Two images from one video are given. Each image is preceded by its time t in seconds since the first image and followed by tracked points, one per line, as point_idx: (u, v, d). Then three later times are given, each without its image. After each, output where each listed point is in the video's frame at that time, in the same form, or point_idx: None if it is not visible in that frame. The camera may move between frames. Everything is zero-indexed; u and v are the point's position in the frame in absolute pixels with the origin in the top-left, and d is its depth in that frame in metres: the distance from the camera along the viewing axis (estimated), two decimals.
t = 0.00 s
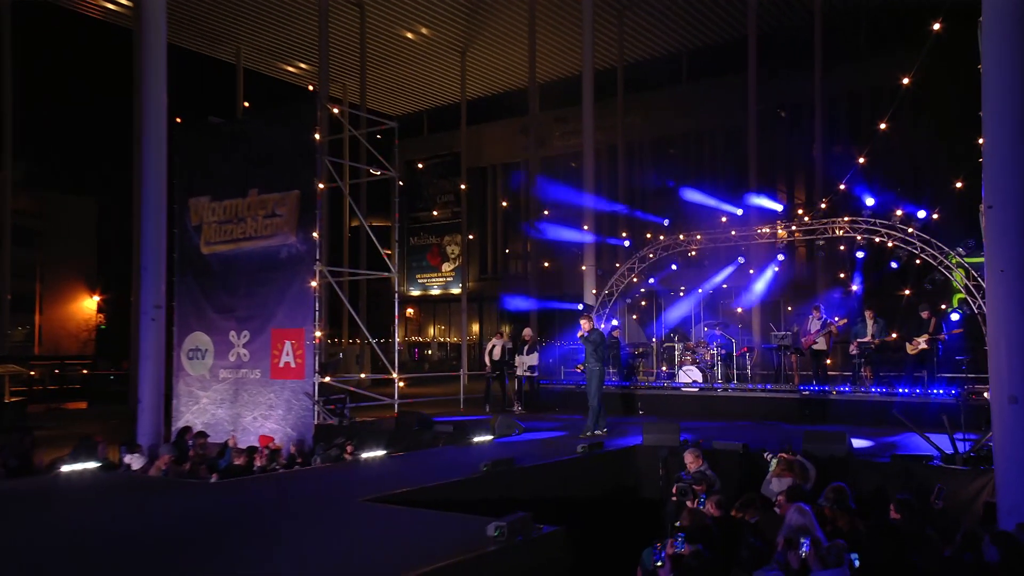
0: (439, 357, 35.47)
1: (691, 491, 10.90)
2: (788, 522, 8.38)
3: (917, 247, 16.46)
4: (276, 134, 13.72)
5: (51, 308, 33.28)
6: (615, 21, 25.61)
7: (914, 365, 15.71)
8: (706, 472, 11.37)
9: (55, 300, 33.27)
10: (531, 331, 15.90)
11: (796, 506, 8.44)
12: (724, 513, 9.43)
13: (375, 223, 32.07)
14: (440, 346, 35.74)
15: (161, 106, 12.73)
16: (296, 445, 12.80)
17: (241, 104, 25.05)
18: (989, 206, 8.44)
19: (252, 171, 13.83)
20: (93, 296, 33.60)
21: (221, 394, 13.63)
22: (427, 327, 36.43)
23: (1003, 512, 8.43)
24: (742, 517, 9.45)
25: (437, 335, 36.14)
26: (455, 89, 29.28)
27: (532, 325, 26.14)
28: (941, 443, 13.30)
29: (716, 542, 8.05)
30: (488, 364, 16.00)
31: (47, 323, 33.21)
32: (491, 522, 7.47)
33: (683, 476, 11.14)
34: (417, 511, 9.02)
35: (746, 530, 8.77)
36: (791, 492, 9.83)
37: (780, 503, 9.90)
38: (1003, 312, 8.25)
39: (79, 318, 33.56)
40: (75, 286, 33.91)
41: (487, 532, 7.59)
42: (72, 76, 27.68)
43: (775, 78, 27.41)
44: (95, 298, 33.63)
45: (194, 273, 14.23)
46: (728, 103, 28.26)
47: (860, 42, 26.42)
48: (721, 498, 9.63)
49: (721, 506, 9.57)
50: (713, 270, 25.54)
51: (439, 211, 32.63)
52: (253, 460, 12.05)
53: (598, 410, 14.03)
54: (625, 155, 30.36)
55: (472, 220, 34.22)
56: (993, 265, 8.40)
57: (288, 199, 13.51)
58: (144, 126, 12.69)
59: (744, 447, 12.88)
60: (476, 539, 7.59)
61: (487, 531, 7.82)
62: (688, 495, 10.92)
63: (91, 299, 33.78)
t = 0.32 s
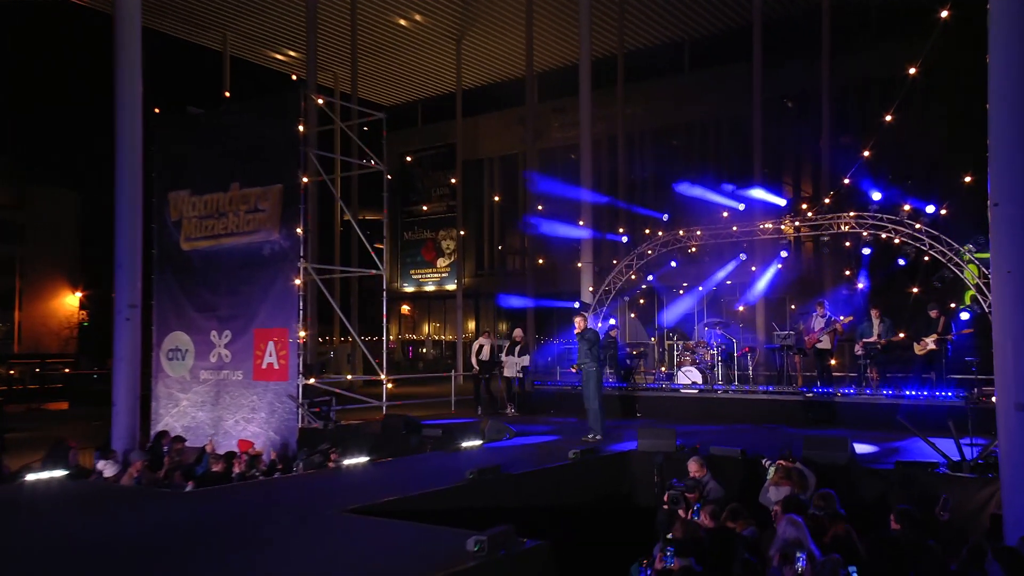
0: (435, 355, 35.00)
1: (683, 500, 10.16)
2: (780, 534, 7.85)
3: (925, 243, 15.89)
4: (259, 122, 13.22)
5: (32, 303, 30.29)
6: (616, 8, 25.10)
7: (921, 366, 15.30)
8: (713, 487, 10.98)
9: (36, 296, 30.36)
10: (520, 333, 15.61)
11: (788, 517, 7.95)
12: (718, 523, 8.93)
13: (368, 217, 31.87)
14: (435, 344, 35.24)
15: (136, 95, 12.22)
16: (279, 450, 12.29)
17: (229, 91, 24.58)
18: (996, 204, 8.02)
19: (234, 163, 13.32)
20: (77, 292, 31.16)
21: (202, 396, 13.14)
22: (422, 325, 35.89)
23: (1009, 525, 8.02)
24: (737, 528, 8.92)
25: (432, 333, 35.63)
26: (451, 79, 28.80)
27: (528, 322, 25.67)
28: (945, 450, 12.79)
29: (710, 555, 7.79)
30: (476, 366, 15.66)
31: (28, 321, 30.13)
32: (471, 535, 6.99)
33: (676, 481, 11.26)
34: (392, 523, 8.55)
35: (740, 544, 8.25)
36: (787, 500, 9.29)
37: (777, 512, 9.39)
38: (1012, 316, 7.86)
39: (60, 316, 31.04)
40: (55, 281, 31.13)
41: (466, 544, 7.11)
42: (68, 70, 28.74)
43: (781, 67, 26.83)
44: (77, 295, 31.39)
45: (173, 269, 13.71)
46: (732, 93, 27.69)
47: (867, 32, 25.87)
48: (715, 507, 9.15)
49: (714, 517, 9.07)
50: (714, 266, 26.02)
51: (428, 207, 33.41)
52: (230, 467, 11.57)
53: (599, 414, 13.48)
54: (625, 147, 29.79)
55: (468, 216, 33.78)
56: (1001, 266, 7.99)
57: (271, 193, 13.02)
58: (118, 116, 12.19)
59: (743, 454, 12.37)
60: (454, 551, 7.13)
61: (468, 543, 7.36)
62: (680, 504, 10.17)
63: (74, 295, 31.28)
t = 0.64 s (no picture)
0: (430, 354, 34.72)
1: (674, 509, 10.15)
2: (778, 553, 7.23)
3: (936, 239, 15.30)
4: (241, 111, 12.63)
5: (8, 300, 29.57)
6: None
7: (932, 369, 14.95)
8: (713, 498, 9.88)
9: (14, 291, 29.68)
10: (513, 333, 15.33)
11: (788, 533, 7.34)
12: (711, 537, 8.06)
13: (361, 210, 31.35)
14: (430, 343, 34.90)
15: (108, 82, 11.63)
16: (261, 455, 11.89)
17: (214, 75, 24.17)
18: (1004, 202, 7.16)
19: (213, 154, 12.73)
20: (57, 288, 30.58)
21: (180, 400, 12.61)
22: (417, 322, 35.47)
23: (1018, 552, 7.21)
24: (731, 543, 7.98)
25: (427, 331, 35.26)
26: (443, 65, 28.14)
27: (526, 320, 25.16)
28: (954, 458, 12.11)
29: (701, 568, 7.53)
30: (471, 367, 15.37)
31: (4, 317, 29.56)
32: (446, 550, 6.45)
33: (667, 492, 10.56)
34: (355, 536, 7.92)
35: (730, 564, 7.61)
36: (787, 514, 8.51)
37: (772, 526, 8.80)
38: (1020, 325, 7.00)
39: (40, 313, 30.39)
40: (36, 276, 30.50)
41: (442, 560, 6.57)
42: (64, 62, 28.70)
43: (788, 56, 26.15)
44: (58, 291, 30.74)
45: (150, 266, 13.12)
46: (737, 82, 26.99)
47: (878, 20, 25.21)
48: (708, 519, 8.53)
49: (709, 530, 8.08)
50: (716, 265, 25.82)
51: (417, 201, 33.25)
52: (207, 475, 11.06)
53: (590, 417, 12.87)
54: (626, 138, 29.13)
55: (465, 214, 33.40)
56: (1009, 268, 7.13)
57: (254, 187, 12.47)
58: (89, 104, 11.62)
59: (743, 463, 11.73)
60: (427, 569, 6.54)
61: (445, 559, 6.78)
62: (671, 514, 10.16)
63: (55, 291, 30.62)
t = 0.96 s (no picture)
0: (427, 352, 34.19)
1: (668, 520, 9.62)
2: (780, 566, 6.61)
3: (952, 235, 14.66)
4: (225, 98, 12.05)
5: None
6: None
7: (947, 370, 14.32)
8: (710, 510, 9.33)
9: None
10: (511, 330, 14.74)
11: (788, 545, 6.74)
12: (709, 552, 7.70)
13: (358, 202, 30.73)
14: (427, 341, 34.36)
15: (80, 65, 11.07)
16: (243, 461, 11.37)
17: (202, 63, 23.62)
18: (1015, 199, 6.31)
19: (194, 145, 12.15)
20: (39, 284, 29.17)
21: (160, 402, 12.07)
22: (413, 320, 34.77)
23: None
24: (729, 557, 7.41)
25: (424, 330, 34.60)
26: (440, 50, 27.71)
27: (526, 318, 25.05)
28: (968, 465, 11.36)
29: None
30: (469, 367, 14.80)
31: None
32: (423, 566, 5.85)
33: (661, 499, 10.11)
34: (318, 547, 7.28)
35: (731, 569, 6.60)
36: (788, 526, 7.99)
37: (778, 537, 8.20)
38: None
39: (20, 310, 28.97)
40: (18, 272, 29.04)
41: None
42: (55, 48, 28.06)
43: (797, 43, 25.48)
44: (40, 287, 29.40)
45: (128, 263, 12.54)
46: (745, 70, 26.31)
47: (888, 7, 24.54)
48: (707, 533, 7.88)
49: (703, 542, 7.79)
50: (723, 261, 25.46)
51: (409, 196, 32.96)
52: (183, 484, 10.53)
53: (586, 420, 12.22)
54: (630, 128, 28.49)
55: (463, 209, 32.62)
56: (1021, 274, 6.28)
57: (237, 179, 11.89)
58: (61, 88, 11.06)
59: (745, 470, 11.06)
60: None
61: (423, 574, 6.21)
62: (664, 526, 9.62)
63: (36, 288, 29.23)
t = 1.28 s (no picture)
0: (425, 350, 33.78)
1: (662, 532, 8.78)
2: None
3: (971, 231, 13.97)
4: (210, 84, 11.49)
5: None
6: None
7: (963, 371, 13.86)
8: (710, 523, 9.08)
9: None
10: (510, 331, 14.24)
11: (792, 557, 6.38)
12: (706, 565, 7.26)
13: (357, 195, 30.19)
14: (424, 339, 33.95)
15: (50, 48, 10.57)
16: (225, 467, 10.88)
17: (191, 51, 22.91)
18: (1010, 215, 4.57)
19: (175, 134, 11.60)
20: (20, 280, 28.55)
21: (139, 405, 11.56)
22: (411, 317, 34.28)
23: None
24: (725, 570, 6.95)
25: (421, 327, 34.09)
26: (440, 26, 27.39)
27: (527, 316, 24.64)
28: (984, 472, 10.81)
29: None
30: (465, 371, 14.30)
31: None
32: None
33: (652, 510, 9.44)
34: (284, 559, 6.75)
35: None
36: (792, 539, 7.76)
37: (777, 548, 7.82)
38: None
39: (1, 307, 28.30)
40: None
41: None
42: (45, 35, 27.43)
43: (808, 31, 24.79)
44: (19, 283, 28.72)
45: (106, 260, 11.99)
46: (755, 59, 25.66)
47: None
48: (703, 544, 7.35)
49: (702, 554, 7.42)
50: (729, 256, 24.88)
51: (400, 188, 32.99)
52: (157, 491, 10.04)
53: (583, 423, 11.58)
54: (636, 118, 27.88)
55: (461, 204, 32.11)
56: None
57: (219, 170, 11.34)
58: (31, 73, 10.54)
59: (747, 477, 10.45)
60: None
61: None
62: (659, 537, 8.76)
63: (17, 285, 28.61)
